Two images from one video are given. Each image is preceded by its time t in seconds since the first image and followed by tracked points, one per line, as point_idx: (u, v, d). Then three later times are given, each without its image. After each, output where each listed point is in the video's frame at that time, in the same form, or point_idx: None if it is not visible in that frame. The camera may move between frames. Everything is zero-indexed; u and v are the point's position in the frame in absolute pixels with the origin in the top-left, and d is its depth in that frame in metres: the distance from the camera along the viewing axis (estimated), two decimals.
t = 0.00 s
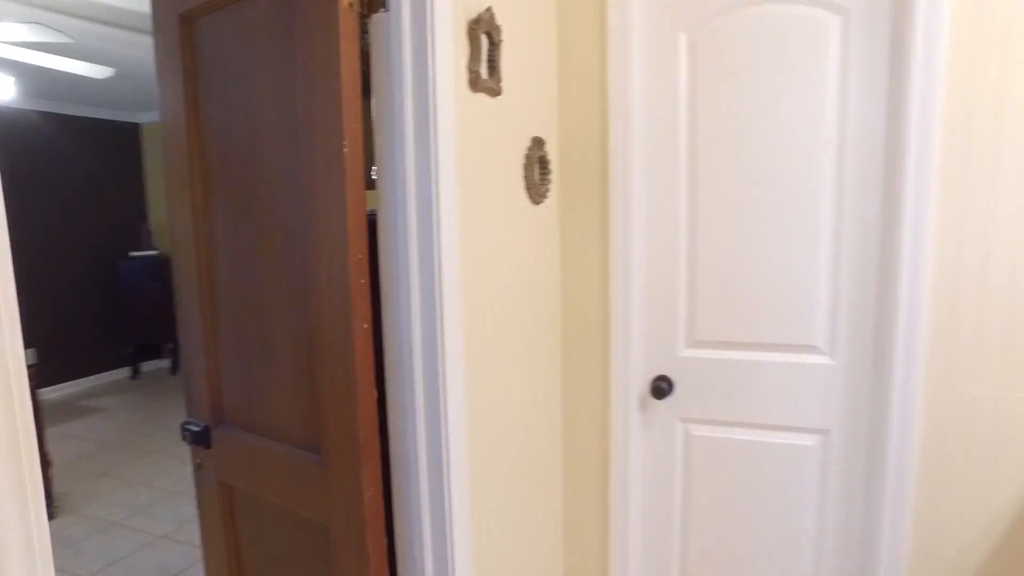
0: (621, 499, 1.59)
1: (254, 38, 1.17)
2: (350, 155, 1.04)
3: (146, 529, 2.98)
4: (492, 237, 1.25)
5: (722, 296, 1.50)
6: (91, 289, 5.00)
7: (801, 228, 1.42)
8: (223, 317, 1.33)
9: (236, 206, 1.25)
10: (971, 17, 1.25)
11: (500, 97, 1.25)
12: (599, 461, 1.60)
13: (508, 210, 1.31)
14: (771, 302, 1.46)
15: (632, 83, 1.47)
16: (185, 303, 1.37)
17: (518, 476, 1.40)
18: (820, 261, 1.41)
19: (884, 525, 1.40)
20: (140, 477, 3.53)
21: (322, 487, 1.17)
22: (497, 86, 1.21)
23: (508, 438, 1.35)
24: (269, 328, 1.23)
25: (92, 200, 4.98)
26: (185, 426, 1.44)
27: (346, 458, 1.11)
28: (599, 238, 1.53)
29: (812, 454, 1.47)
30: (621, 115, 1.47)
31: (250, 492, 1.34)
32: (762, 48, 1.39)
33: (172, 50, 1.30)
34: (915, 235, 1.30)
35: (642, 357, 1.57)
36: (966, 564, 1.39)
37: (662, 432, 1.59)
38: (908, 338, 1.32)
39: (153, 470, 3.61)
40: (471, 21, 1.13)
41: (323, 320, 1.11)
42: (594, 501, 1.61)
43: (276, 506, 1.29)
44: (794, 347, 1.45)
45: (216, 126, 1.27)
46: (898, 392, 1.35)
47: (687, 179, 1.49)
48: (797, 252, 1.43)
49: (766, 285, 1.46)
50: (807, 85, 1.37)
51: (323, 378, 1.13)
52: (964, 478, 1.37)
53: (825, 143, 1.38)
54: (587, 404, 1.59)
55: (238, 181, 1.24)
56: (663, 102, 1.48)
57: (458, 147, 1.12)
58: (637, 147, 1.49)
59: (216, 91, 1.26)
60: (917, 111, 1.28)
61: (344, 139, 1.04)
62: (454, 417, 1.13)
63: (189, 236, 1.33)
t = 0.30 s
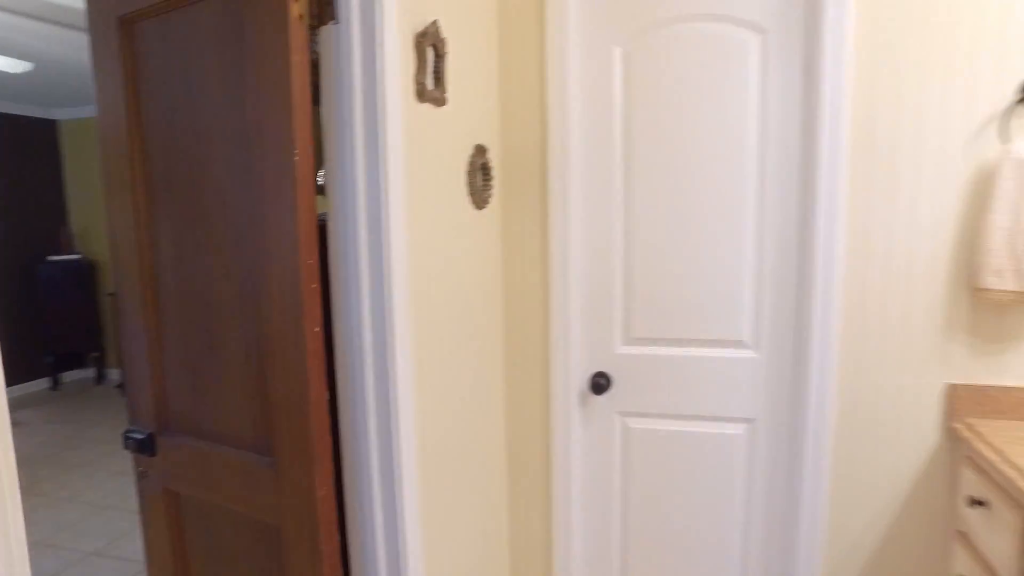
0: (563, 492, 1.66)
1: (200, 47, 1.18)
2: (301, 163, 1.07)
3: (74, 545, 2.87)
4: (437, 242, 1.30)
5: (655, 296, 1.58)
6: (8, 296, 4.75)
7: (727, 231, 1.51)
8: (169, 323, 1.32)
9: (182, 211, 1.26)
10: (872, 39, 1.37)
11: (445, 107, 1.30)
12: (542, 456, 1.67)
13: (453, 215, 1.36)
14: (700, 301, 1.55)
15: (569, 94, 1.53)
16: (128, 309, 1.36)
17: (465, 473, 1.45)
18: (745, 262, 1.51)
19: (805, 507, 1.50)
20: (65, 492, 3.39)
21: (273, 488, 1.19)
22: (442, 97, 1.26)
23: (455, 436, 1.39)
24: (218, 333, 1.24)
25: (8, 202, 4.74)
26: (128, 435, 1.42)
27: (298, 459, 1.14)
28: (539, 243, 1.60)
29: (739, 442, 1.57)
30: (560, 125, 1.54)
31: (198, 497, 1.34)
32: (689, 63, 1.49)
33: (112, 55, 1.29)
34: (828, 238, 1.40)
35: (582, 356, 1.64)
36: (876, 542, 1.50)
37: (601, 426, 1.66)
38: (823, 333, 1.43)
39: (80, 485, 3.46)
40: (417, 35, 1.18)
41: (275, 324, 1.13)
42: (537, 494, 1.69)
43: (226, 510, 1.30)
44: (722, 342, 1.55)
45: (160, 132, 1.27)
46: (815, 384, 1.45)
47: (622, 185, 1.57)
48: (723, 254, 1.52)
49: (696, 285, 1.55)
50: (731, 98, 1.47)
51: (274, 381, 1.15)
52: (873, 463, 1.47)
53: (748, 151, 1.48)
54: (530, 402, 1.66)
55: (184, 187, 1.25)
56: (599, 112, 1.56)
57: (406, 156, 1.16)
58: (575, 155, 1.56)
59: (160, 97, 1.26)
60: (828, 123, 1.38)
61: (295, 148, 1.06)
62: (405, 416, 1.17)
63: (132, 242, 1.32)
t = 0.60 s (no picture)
0: (502, 486, 1.73)
1: (135, 55, 1.18)
2: (244, 174, 1.09)
3: None
4: (378, 248, 1.34)
5: (586, 298, 1.66)
6: None
7: (652, 236, 1.61)
8: (104, 331, 1.31)
9: (118, 219, 1.25)
10: (777, 59, 1.46)
11: (383, 119, 1.34)
12: (481, 453, 1.73)
13: (392, 222, 1.40)
14: (628, 302, 1.64)
15: (502, 105, 1.59)
16: (59, 319, 1.34)
17: (407, 472, 1.49)
18: (668, 265, 1.61)
19: (727, 493, 1.60)
20: None
21: (218, 493, 1.20)
22: (380, 110, 1.31)
23: (397, 436, 1.44)
24: (157, 341, 1.24)
25: None
26: (59, 447, 1.39)
27: (243, 463, 1.16)
28: (476, 248, 1.65)
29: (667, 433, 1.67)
30: (494, 135, 1.60)
31: (138, 506, 1.33)
32: (615, 77, 1.57)
33: (38, 62, 1.27)
34: (743, 242, 1.51)
35: (518, 356, 1.71)
36: (792, 522, 1.61)
37: (537, 422, 1.73)
38: (740, 330, 1.54)
39: None
40: (357, 51, 1.22)
41: (218, 331, 1.15)
42: (477, 490, 1.75)
43: (168, 517, 1.30)
44: (649, 341, 1.65)
45: (93, 141, 1.26)
46: (734, 377, 1.56)
47: (553, 193, 1.65)
48: (649, 257, 1.62)
49: (624, 286, 1.64)
50: (654, 110, 1.57)
51: (218, 387, 1.16)
52: (787, 450, 1.59)
53: (670, 161, 1.58)
54: (469, 402, 1.71)
55: (120, 195, 1.24)
56: (531, 123, 1.63)
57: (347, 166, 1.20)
58: (508, 164, 1.63)
59: (93, 104, 1.25)
60: (741, 136, 1.48)
61: (238, 159, 1.09)
62: (349, 417, 1.20)
63: (63, 251, 1.30)
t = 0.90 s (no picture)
0: (448, 484, 1.76)
1: (65, 57, 1.16)
2: (186, 180, 1.09)
3: None
4: (322, 252, 1.35)
5: (526, 299, 1.71)
6: None
7: (589, 238, 1.67)
8: (35, 339, 1.28)
9: (49, 224, 1.22)
10: (704, 71, 1.54)
11: (326, 124, 1.35)
12: (427, 453, 1.76)
13: (336, 227, 1.42)
14: (566, 302, 1.70)
15: (443, 111, 1.63)
16: None
17: (353, 473, 1.50)
18: (605, 266, 1.67)
19: (662, 482, 1.69)
20: None
21: (161, 500, 1.19)
22: (323, 116, 1.32)
23: (343, 438, 1.45)
24: (94, 348, 1.22)
25: None
26: None
27: (187, 469, 1.15)
28: (418, 251, 1.68)
29: (606, 427, 1.74)
30: (435, 140, 1.63)
31: (74, 517, 1.30)
32: (552, 85, 1.62)
33: None
34: (675, 245, 1.59)
35: (462, 356, 1.75)
36: (724, 509, 1.70)
37: (481, 420, 1.77)
38: (673, 327, 1.62)
39: None
40: (299, 57, 1.24)
41: (159, 337, 1.14)
42: (423, 488, 1.77)
43: (106, 527, 1.27)
44: (587, 339, 1.71)
45: (18, 143, 1.23)
46: (668, 372, 1.64)
47: (494, 196, 1.69)
48: (586, 259, 1.67)
49: (563, 287, 1.69)
50: (590, 118, 1.63)
51: (160, 394, 1.15)
52: (719, 440, 1.67)
53: (606, 166, 1.64)
54: (414, 402, 1.74)
55: (50, 199, 1.21)
56: (471, 129, 1.67)
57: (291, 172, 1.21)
58: (450, 168, 1.66)
59: (19, 106, 1.21)
60: (672, 143, 1.56)
61: (180, 165, 1.08)
62: (295, 420, 1.22)
63: None
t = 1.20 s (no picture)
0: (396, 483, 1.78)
1: None
2: (128, 183, 1.08)
3: None
4: (268, 256, 1.35)
5: (472, 300, 1.74)
6: None
7: (532, 240, 1.71)
8: None
9: None
10: (641, 79, 1.61)
11: (271, 129, 1.36)
12: (375, 453, 1.77)
13: (281, 230, 1.42)
14: (511, 303, 1.74)
15: (388, 116, 1.64)
16: None
17: (302, 475, 1.51)
18: (548, 267, 1.72)
19: (606, 475, 1.75)
20: None
21: (102, 508, 1.17)
22: (267, 120, 1.32)
23: (291, 440, 1.45)
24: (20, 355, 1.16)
25: None
26: None
27: (132, 475, 1.14)
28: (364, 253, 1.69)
29: (551, 423, 1.79)
30: (380, 144, 1.64)
31: None
32: (495, 91, 1.66)
33: None
34: (615, 247, 1.65)
35: (409, 357, 1.77)
36: (664, 498, 1.77)
37: (429, 420, 1.80)
38: (614, 326, 1.68)
39: None
40: (243, 62, 1.24)
41: (99, 342, 1.12)
42: (372, 488, 1.79)
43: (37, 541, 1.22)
44: (531, 338, 1.76)
45: None
46: (610, 369, 1.70)
47: (439, 199, 1.72)
48: (530, 260, 1.72)
49: (507, 288, 1.73)
50: (532, 123, 1.67)
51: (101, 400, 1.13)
52: (659, 432, 1.74)
53: (548, 170, 1.69)
54: (361, 403, 1.75)
55: None
56: (416, 133, 1.69)
57: (236, 176, 1.22)
58: (395, 172, 1.68)
59: None
60: (611, 148, 1.62)
61: (121, 168, 1.07)
62: (243, 423, 1.22)
63: None
